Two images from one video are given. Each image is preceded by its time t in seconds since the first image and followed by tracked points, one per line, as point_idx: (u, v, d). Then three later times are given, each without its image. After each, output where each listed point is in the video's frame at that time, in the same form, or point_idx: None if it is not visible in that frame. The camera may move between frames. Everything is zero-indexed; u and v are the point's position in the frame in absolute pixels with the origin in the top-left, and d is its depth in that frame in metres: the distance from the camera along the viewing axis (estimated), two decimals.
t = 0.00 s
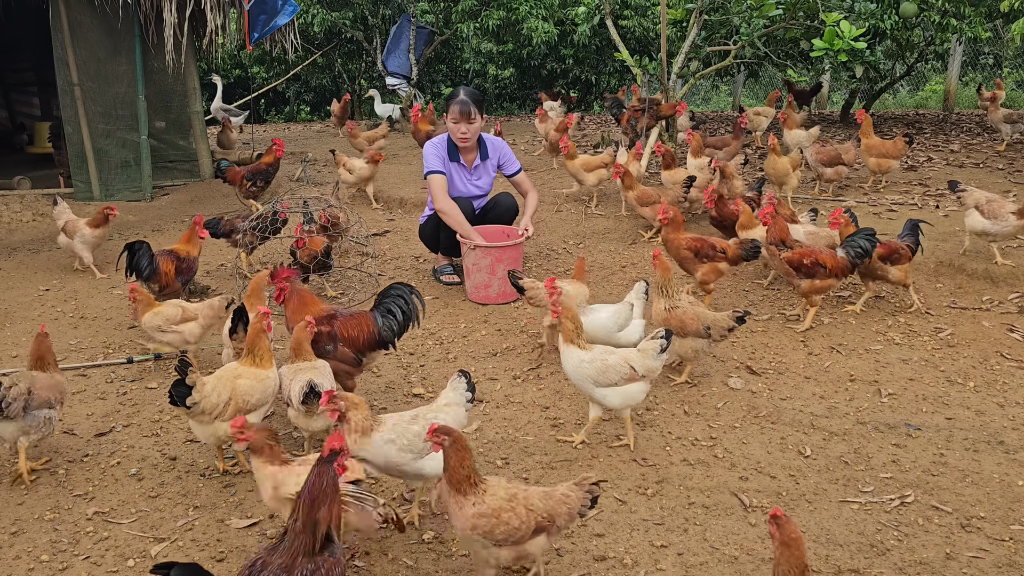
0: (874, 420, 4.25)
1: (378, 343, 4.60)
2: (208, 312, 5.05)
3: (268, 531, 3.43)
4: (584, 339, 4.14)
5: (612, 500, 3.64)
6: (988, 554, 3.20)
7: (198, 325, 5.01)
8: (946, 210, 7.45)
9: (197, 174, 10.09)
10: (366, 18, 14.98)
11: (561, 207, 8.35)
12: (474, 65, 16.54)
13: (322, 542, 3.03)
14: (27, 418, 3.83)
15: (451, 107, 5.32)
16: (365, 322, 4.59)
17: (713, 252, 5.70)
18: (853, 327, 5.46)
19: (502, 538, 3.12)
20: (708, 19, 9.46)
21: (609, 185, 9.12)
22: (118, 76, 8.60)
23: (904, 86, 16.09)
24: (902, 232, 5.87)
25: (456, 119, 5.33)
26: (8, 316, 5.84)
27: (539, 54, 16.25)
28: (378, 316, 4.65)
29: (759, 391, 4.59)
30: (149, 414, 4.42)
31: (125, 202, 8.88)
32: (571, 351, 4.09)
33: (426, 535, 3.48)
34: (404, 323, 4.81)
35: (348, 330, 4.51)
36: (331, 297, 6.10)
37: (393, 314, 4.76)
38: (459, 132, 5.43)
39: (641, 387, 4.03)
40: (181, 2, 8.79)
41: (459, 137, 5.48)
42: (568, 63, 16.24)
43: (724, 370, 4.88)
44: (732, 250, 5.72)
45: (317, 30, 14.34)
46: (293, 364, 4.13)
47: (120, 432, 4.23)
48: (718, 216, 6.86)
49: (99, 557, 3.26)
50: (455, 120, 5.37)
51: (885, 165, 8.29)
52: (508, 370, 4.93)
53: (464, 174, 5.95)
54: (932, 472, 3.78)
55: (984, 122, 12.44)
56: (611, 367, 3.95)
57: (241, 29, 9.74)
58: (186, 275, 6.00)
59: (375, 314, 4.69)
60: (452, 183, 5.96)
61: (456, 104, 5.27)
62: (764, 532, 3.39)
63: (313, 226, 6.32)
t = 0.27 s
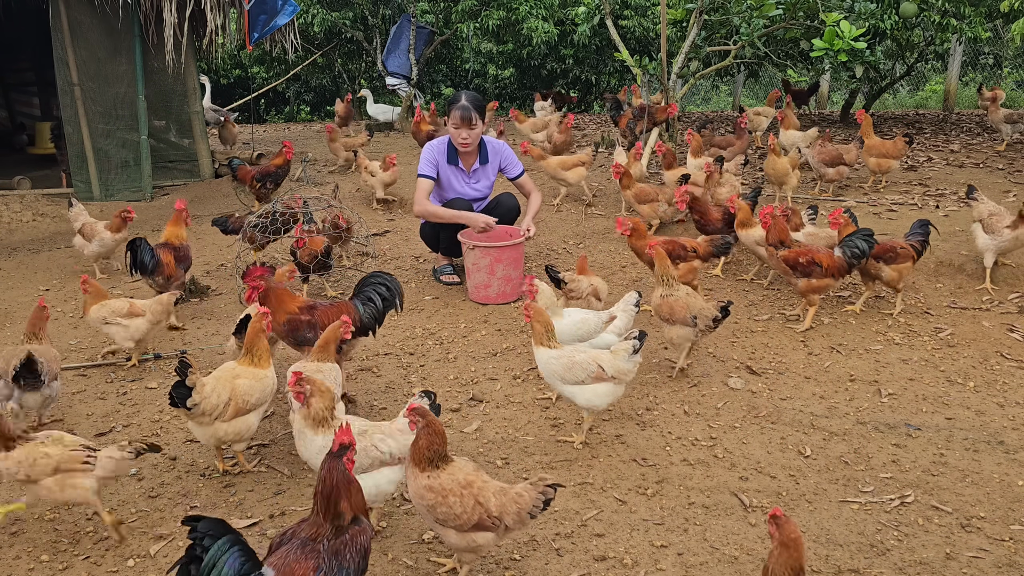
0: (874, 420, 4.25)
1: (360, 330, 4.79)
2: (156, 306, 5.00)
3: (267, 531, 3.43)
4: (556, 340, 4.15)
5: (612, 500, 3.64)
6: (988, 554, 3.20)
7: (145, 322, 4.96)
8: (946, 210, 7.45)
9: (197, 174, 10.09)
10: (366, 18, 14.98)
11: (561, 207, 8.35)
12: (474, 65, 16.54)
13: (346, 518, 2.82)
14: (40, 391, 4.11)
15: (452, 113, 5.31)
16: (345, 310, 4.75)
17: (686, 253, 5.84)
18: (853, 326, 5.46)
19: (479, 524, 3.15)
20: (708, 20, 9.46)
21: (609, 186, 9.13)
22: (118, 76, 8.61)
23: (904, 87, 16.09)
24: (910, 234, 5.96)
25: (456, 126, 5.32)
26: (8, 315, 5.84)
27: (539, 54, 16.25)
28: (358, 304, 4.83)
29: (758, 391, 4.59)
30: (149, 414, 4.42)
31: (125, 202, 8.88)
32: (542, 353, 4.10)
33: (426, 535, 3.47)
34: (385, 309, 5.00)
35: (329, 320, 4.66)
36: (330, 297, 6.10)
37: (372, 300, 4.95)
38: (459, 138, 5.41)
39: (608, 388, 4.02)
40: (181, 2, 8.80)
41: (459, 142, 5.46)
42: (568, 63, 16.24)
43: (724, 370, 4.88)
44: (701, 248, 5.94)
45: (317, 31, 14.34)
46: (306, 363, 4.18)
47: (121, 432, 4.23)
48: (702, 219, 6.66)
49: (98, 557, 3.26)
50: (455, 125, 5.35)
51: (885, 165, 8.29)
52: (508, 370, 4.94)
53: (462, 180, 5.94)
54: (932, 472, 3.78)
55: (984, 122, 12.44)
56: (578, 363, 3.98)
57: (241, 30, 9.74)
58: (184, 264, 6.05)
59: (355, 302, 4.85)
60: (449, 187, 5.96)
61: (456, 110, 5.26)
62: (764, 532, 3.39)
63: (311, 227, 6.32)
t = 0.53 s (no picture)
0: (874, 420, 4.25)
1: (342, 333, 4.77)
2: (104, 305, 5.07)
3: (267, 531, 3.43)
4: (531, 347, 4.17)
5: (612, 500, 3.64)
6: (988, 554, 3.20)
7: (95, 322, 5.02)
8: (946, 210, 7.45)
9: (197, 174, 10.09)
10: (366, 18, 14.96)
11: (561, 207, 8.35)
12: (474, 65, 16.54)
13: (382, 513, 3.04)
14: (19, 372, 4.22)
15: (450, 116, 5.29)
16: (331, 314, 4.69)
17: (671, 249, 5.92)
18: (853, 327, 5.46)
19: (464, 523, 3.15)
20: (708, 19, 9.45)
21: (609, 186, 9.13)
22: (118, 76, 8.61)
23: (904, 86, 16.10)
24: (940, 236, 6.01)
25: (455, 130, 5.32)
26: (8, 315, 5.84)
27: (539, 54, 16.24)
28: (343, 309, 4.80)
29: (758, 391, 4.59)
30: (149, 414, 4.42)
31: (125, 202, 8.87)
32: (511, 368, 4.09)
33: (426, 535, 3.46)
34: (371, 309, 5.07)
35: (314, 324, 4.58)
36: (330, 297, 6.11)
37: (355, 301, 4.96)
38: (457, 140, 5.41)
39: (573, 391, 4.00)
40: (181, 2, 8.80)
41: (457, 145, 5.45)
42: (568, 63, 16.24)
43: (724, 370, 4.88)
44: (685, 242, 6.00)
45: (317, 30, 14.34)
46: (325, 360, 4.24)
47: (121, 432, 4.23)
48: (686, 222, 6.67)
49: (98, 557, 3.26)
50: (453, 128, 5.34)
51: (885, 165, 8.29)
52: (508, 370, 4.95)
53: (461, 181, 5.97)
54: (932, 472, 3.78)
55: (984, 122, 12.45)
56: (542, 366, 3.96)
57: (241, 29, 9.74)
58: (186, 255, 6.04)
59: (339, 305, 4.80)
60: (448, 188, 5.99)
61: (454, 114, 5.25)
62: (764, 532, 3.39)
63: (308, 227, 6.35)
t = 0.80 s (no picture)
0: (874, 420, 4.25)
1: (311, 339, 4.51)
2: (77, 313, 4.92)
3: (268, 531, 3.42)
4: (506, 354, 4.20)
5: (612, 500, 3.64)
6: (988, 554, 3.20)
7: (68, 330, 4.86)
8: (946, 210, 7.45)
9: (197, 174, 10.09)
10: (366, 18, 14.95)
11: (561, 207, 8.35)
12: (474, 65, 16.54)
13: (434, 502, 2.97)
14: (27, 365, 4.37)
15: (449, 118, 5.29)
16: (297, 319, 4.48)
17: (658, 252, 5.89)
18: (853, 327, 5.46)
19: (464, 504, 3.18)
20: (708, 19, 9.45)
21: (609, 186, 9.14)
22: (118, 76, 8.61)
23: (903, 87, 16.10)
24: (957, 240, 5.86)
25: (455, 133, 5.32)
26: (8, 316, 5.84)
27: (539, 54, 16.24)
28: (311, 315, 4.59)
29: (758, 391, 4.59)
30: (148, 414, 4.42)
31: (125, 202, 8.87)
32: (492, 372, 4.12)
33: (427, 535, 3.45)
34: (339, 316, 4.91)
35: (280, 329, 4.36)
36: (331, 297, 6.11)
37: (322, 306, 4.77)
38: (457, 143, 5.41)
39: (555, 385, 4.03)
40: (181, 2, 8.80)
41: (457, 147, 5.45)
42: (568, 63, 16.24)
43: (724, 370, 4.88)
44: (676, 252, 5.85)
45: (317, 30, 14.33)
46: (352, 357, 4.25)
47: (121, 432, 4.23)
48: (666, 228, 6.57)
49: (98, 557, 3.26)
50: (453, 130, 5.33)
51: (886, 165, 8.29)
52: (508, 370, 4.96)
53: (461, 182, 5.98)
54: (932, 472, 3.78)
55: (984, 123, 12.44)
56: (520, 367, 3.98)
57: (241, 29, 9.73)
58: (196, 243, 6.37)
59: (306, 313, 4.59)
60: (448, 188, 6.01)
61: (455, 116, 5.25)
62: (765, 532, 3.39)
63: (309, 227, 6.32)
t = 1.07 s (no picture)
0: (874, 420, 4.25)
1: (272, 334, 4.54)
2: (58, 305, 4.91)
3: (267, 531, 3.42)
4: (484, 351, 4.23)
5: (612, 500, 3.64)
6: (988, 554, 3.20)
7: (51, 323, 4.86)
8: (946, 210, 7.45)
9: (196, 174, 10.09)
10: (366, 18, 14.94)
11: (561, 207, 8.35)
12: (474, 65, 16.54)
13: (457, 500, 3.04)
14: (31, 354, 4.50)
15: (450, 118, 5.28)
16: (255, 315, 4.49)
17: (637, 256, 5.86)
18: (853, 326, 5.46)
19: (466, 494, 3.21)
20: (708, 19, 9.45)
21: (609, 186, 9.14)
22: (118, 76, 8.61)
23: (904, 87, 16.10)
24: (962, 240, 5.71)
25: (455, 133, 5.32)
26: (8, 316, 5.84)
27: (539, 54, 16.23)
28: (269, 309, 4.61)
29: (758, 392, 4.59)
30: (148, 414, 4.42)
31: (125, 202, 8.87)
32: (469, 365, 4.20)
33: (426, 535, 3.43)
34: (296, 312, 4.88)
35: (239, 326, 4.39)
36: (331, 298, 6.12)
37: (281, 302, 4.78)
38: (459, 143, 5.41)
39: (528, 390, 4.03)
40: (181, 2, 8.79)
41: (459, 147, 5.45)
42: (568, 63, 16.24)
43: (724, 370, 4.88)
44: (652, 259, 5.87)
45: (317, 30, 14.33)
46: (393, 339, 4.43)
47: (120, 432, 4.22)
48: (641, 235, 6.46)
49: (98, 557, 3.26)
50: (454, 130, 5.33)
51: (886, 166, 8.28)
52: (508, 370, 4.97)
53: (460, 182, 5.98)
54: (932, 472, 3.78)
55: (984, 123, 12.44)
56: (495, 368, 4.03)
57: (241, 29, 9.73)
58: (203, 238, 6.24)
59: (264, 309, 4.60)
60: (447, 188, 6.01)
61: (455, 116, 5.24)
62: (765, 532, 3.39)
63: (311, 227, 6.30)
